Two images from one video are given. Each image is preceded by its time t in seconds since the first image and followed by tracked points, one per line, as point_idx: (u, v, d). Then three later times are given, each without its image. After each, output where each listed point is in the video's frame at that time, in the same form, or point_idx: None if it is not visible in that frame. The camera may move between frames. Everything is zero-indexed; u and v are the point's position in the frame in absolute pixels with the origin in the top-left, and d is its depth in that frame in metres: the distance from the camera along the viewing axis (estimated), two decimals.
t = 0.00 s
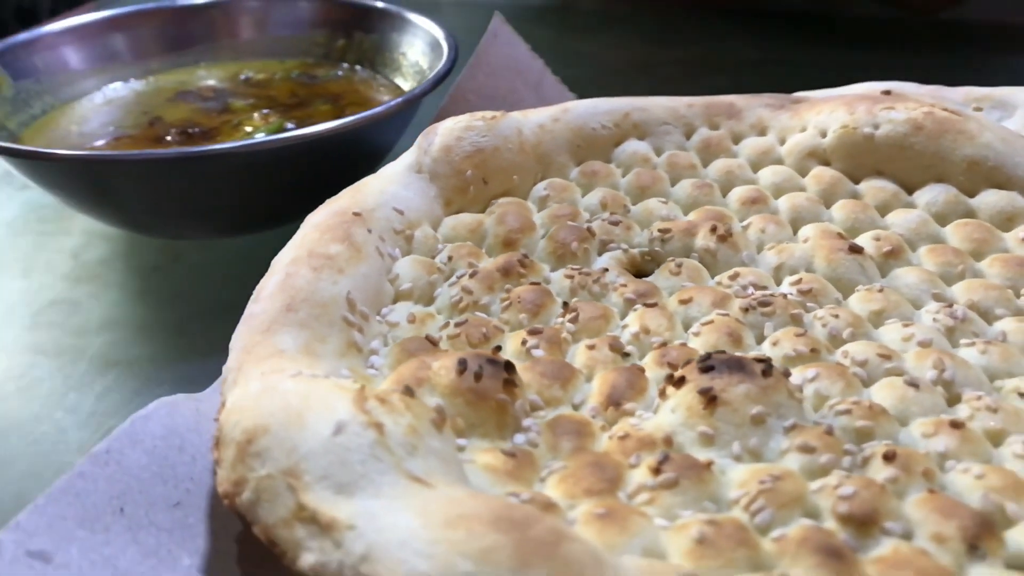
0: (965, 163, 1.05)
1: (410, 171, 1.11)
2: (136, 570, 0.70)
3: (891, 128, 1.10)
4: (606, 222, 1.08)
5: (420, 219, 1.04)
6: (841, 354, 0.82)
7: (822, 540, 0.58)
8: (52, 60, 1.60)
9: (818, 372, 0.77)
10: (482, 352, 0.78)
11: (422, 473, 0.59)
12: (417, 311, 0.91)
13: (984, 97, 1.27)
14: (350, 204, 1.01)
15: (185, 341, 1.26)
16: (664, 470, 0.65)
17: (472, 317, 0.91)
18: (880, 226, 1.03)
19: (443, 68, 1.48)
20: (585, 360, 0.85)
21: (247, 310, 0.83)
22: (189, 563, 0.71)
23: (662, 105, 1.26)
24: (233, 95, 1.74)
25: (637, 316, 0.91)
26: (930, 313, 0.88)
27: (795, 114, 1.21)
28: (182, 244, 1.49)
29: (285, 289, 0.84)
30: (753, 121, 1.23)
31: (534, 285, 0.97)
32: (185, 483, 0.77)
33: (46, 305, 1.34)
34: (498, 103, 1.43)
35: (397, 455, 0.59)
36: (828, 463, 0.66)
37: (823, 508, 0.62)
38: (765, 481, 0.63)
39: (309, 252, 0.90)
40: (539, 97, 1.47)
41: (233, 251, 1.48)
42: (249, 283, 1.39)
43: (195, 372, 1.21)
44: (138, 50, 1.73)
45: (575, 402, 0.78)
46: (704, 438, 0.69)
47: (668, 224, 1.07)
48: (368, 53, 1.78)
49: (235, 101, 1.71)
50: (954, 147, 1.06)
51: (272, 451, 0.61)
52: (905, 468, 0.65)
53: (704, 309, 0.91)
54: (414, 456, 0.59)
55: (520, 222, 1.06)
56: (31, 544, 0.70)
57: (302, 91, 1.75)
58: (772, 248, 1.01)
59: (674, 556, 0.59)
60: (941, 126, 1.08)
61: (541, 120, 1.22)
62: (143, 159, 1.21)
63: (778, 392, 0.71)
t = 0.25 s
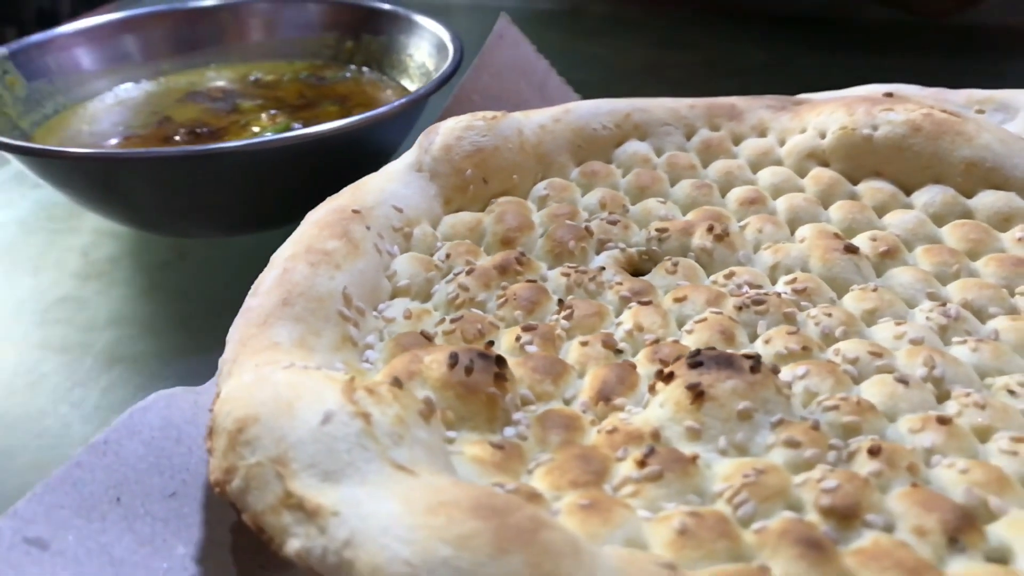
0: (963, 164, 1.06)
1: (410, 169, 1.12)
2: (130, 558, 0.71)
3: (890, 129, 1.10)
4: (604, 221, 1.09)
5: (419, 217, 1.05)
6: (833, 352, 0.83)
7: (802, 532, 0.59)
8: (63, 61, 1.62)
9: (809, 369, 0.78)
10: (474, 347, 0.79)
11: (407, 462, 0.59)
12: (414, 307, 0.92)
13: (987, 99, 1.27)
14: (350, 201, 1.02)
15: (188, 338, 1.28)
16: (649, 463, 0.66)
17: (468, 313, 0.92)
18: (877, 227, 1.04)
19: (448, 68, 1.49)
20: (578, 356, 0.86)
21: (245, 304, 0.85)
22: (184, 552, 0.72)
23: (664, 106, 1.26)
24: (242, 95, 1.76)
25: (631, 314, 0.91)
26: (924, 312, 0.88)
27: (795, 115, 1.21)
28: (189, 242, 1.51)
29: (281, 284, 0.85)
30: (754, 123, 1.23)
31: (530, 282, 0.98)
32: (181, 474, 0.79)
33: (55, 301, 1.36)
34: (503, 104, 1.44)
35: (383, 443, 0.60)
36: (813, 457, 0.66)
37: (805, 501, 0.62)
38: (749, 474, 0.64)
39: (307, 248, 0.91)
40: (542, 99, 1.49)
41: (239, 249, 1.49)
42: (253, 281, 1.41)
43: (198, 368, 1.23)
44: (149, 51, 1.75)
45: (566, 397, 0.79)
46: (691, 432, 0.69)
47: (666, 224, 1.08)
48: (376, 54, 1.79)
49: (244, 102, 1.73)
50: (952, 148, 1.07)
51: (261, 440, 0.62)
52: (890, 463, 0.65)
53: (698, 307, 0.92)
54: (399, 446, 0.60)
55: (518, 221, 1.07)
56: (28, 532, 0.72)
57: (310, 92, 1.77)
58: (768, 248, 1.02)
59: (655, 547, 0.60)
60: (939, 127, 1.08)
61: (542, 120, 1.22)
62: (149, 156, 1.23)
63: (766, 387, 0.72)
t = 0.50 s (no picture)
0: (962, 167, 1.06)
1: (414, 171, 1.14)
2: (132, 547, 0.74)
3: (889, 132, 1.11)
4: (604, 223, 1.10)
5: (421, 218, 1.07)
6: (826, 352, 0.83)
7: (783, 526, 0.60)
8: (78, 65, 1.66)
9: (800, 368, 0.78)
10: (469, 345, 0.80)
11: (397, 454, 0.61)
12: (414, 306, 0.93)
13: (991, 103, 1.27)
14: (353, 201, 1.04)
15: (197, 336, 1.30)
16: (636, 458, 0.67)
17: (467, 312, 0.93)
18: (876, 229, 1.04)
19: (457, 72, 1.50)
20: (573, 354, 0.87)
21: (247, 302, 0.87)
22: (183, 542, 0.74)
23: (667, 110, 1.27)
24: (255, 98, 1.78)
25: (628, 314, 0.92)
26: (918, 313, 0.89)
27: (797, 119, 1.22)
28: (200, 243, 1.53)
29: (283, 282, 0.87)
30: (756, 126, 1.24)
31: (529, 282, 0.99)
32: (183, 466, 0.81)
33: (69, 300, 1.39)
34: (509, 108, 1.46)
35: (373, 436, 0.62)
36: (799, 454, 0.67)
37: (789, 496, 0.63)
38: (734, 470, 0.65)
39: (309, 247, 0.93)
40: (549, 103, 1.50)
41: (249, 250, 1.52)
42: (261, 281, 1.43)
43: (206, 366, 1.25)
44: (164, 56, 1.78)
45: (560, 395, 0.80)
46: (679, 429, 0.70)
47: (666, 225, 1.09)
48: (387, 59, 1.81)
49: (256, 105, 1.76)
50: (951, 151, 1.08)
51: (257, 432, 0.64)
52: (875, 460, 0.66)
53: (694, 307, 0.93)
54: (389, 439, 0.62)
55: (520, 222, 1.08)
56: (33, 520, 0.74)
57: (322, 97, 1.79)
58: (766, 250, 1.02)
59: (639, 539, 0.61)
60: (938, 130, 1.09)
61: (546, 123, 1.24)
62: (160, 158, 1.25)
63: (755, 385, 0.73)
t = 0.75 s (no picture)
0: (960, 169, 1.07)
1: (415, 171, 1.15)
2: (130, 538, 0.75)
3: (889, 134, 1.11)
4: (604, 224, 1.10)
5: (422, 218, 1.08)
6: (819, 351, 0.84)
7: (767, 521, 0.60)
8: (89, 67, 1.68)
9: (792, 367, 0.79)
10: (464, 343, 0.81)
11: (385, 447, 0.63)
12: (413, 305, 0.94)
13: (993, 105, 1.27)
14: (354, 201, 1.05)
15: (202, 335, 1.32)
16: (624, 454, 0.68)
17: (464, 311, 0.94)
18: (874, 230, 1.04)
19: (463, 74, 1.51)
20: (568, 352, 0.88)
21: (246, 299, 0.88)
22: (180, 534, 0.76)
23: (668, 111, 1.27)
24: (263, 101, 1.80)
25: (623, 314, 0.93)
26: (913, 313, 0.89)
27: (798, 121, 1.22)
28: (208, 244, 1.55)
29: (282, 279, 0.88)
30: (757, 128, 1.24)
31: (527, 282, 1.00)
32: (182, 460, 0.82)
33: (78, 299, 1.41)
34: (515, 109, 1.46)
35: (362, 430, 0.64)
36: (786, 450, 0.68)
37: (775, 492, 0.64)
38: (721, 466, 0.65)
39: (309, 246, 0.95)
40: (554, 102, 1.51)
41: (256, 251, 1.53)
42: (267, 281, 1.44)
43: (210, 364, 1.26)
44: (174, 59, 1.80)
45: (553, 391, 0.80)
46: (668, 425, 0.71)
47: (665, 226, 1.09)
48: (395, 61, 1.82)
49: (265, 107, 1.78)
50: (950, 152, 1.08)
51: (250, 425, 0.65)
52: (862, 457, 0.67)
53: (690, 307, 0.94)
54: (377, 432, 0.64)
55: (520, 223, 1.09)
56: (33, 512, 0.76)
57: (330, 99, 1.80)
58: (763, 251, 1.03)
59: (624, 533, 0.61)
60: (937, 132, 1.10)
61: (547, 125, 1.23)
62: (166, 159, 1.26)
63: (744, 383, 0.73)
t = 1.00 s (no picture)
0: (948, 174, 1.07)
1: (404, 174, 1.15)
2: (109, 538, 0.76)
3: (877, 139, 1.11)
4: (592, 228, 1.10)
5: (409, 221, 1.08)
6: (801, 355, 0.84)
7: (739, 524, 0.60)
8: (86, 70, 1.69)
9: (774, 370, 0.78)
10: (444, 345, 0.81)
11: (358, 448, 0.64)
12: (398, 307, 0.94)
13: (984, 111, 1.27)
14: (342, 204, 1.06)
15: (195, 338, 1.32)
16: (600, 456, 0.68)
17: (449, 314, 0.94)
18: (862, 235, 1.04)
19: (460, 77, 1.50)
20: (551, 355, 0.88)
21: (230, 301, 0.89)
22: (160, 535, 0.76)
23: (658, 116, 1.26)
24: (260, 105, 1.80)
25: (608, 318, 0.93)
26: (897, 318, 0.89)
27: (788, 125, 1.22)
28: (203, 247, 1.56)
29: (266, 281, 0.89)
30: (748, 133, 1.23)
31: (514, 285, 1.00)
32: (164, 460, 0.83)
33: (71, 301, 1.41)
34: (505, 114, 1.47)
35: (336, 430, 0.64)
36: (761, 453, 0.68)
37: (748, 495, 0.64)
38: (695, 469, 0.65)
39: (293, 249, 0.96)
40: (546, 107, 1.51)
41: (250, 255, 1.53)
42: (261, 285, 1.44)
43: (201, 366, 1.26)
44: (172, 64, 1.81)
45: (534, 394, 0.80)
46: (646, 428, 0.71)
47: (653, 230, 1.09)
48: (390, 66, 1.81)
49: (261, 111, 1.78)
50: (939, 158, 1.08)
51: (226, 426, 0.65)
52: (838, 461, 0.66)
53: (674, 311, 0.94)
54: (352, 432, 0.65)
55: (508, 226, 1.09)
56: (12, 512, 0.77)
57: (326, 103, 1.81)
58: (750, 255, 1.03)
59: (596, 535, 0.61)
60: (925, 138, 1.10)
61: (537, 129, 1.23)
62: (158, 162, 1.27)
63: (722, 386, 0.73)
